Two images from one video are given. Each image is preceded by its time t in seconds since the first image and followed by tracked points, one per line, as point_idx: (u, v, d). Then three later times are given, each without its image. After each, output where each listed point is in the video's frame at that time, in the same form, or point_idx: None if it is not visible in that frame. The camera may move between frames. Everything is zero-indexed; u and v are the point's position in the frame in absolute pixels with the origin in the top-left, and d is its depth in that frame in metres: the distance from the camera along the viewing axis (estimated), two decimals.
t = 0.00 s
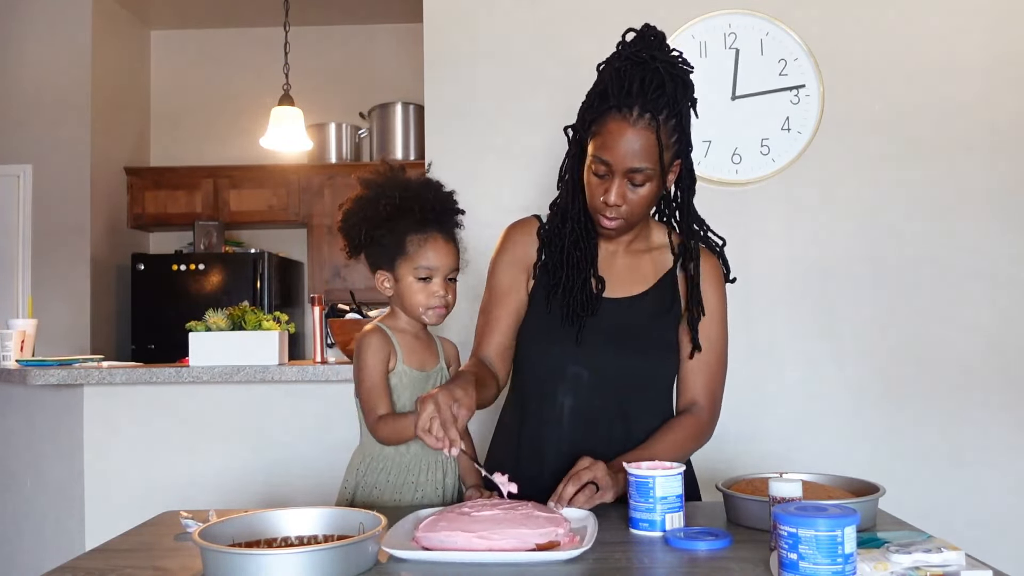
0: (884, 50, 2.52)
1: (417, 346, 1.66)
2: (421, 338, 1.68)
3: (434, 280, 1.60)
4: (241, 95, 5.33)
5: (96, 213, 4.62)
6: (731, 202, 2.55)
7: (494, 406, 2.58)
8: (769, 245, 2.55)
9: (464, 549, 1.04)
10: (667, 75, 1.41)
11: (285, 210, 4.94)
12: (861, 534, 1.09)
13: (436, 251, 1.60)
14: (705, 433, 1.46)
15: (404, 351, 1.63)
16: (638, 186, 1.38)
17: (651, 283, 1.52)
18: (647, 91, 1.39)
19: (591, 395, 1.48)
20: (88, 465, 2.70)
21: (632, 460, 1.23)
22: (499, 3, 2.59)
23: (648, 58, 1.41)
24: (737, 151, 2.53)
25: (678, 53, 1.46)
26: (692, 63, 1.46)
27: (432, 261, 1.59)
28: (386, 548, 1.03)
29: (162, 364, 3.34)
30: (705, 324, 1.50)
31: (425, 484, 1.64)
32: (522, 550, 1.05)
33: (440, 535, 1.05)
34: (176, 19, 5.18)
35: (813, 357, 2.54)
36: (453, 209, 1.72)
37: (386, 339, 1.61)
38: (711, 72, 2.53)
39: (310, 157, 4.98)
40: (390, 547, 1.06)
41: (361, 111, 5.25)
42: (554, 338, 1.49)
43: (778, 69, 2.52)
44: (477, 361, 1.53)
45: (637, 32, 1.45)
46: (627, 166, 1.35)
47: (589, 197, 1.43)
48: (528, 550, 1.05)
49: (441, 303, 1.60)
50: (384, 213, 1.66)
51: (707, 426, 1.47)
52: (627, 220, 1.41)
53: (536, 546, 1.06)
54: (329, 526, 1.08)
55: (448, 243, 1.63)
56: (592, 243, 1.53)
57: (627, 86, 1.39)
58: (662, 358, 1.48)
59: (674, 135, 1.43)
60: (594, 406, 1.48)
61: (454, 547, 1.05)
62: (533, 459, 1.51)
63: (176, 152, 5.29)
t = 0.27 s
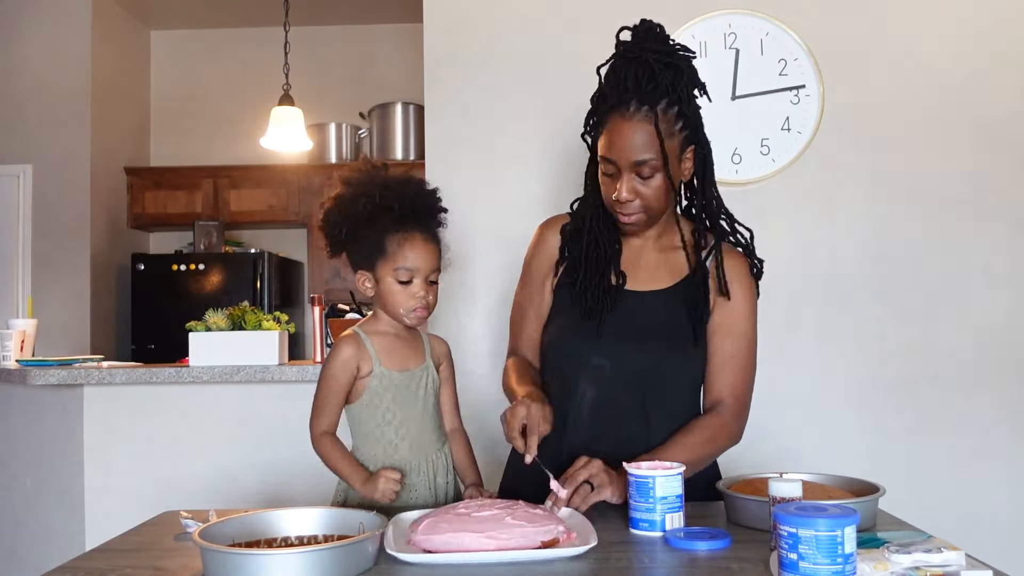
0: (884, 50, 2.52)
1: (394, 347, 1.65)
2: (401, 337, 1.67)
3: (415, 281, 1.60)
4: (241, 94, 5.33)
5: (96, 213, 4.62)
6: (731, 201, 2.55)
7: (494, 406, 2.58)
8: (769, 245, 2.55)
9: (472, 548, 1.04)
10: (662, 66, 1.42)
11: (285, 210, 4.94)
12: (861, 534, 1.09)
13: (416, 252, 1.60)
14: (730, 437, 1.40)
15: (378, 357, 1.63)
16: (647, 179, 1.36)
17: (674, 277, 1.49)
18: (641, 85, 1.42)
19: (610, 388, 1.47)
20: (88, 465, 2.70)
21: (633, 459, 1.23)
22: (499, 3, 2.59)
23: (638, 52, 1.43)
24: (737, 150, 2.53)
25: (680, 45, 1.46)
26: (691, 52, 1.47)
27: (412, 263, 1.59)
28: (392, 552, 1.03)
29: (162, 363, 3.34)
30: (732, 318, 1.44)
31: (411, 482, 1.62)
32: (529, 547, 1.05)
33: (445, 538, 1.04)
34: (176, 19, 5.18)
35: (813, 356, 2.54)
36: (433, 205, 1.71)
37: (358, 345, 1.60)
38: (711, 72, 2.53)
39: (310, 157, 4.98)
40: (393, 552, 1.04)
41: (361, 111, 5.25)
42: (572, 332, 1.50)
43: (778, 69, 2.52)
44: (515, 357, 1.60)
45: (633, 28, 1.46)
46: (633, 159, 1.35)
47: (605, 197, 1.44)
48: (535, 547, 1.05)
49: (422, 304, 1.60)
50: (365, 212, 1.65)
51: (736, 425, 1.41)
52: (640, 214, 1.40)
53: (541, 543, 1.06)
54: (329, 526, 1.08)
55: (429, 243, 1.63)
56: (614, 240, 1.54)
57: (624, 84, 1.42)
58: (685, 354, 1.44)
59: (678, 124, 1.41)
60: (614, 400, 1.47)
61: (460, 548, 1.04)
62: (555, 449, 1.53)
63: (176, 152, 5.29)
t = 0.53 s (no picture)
0: (884, 50, 2.52)
1: (385, 343, 1.69)
2: (399, 333, 1.70)
3: (404, 282, 1.59)
4: (241, 94, 5.33)
5: (96, 213, 4.62)
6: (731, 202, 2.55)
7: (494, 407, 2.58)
8: (769, 245, 2.55)
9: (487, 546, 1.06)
10: (640, 64, 1.45)
11: (285, 210, 4.94)
12: (861, 534, 1.09)
13: (404, 252, 1.59)
14: (742, 431, 1.39)
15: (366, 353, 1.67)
16: (632, 174, 1.40)
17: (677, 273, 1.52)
18: (624, 84, 1.44)
19: (617, 384, 1.50)
20: (88, 465, 2.70)
21: (633, 459, 1.23)
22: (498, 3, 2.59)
23: (622, 52, 1.47)
24: (738, 150, 2.53)
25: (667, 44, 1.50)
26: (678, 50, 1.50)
27: (400, 263, 1.58)
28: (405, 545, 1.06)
29: (162, 363, 3.34)
30: (734, 310, 1.46)
31: (405, 478, 1.64)
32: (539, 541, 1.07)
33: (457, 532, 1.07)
34: (176, 19, 5.18)
35: (813, 357, 2.54)
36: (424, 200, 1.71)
37: (347, 343, 1.67)
38: (711, 72, 2.53)
39: (310, 157, 4.98)
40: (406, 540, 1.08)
41: (360, 111, 5.25)
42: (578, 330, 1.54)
43: (778, 69, 2.52)
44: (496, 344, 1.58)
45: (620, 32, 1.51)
46: (615, 155, 1.39)
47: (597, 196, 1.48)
48: (547, 537, 1.08)
49: (414, 304, 1.60)
50: (353, 215, 1.66)
51: (747, 419, 1.41)
52: (634, 209, 1.43)
53: (553, 531, 1.09)
54: (329, 526, 1.08)
55: (417, 241, 1.62)
56: (615, 240, 1.58)
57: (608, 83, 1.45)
58: (689, 348, 1.47)
59: (664, 118, 1.45)
60: (620, 392, 1.49)
61: (476, 545, 1.06)
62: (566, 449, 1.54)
63: (176, 152, 5.29)
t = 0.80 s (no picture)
0: (884, 50, 2.52)
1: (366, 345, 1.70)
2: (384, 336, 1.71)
3: (358, 275, 1.60)
4: (241, 94, 5.33)
5: (96, 213, 4.62)
6: (731, 202, 2.55)
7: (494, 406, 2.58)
8: (770, 245, 2.55)
9: (480, 545, 1.05)
10: (652, 60, 1.45)
11: (285, 210, 4.94)
12: (861, 534, 1.09)
13: (361, 247, 1.60)
14: (719, 429, 1.45)
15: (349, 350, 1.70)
16: (635, 166, 1.40)
17: (666, 279, 1.54)
18: (632, 79, 1.44)
19: (612, 391, 1.49)
20: (88, 465, 2.70)
21: (632, 459, 1.23)
22: (498, 3, 2.59)
23: (631, 49, 1.46)
24: (738, 150, 2.53)
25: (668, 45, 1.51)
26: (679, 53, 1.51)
27: (357, 258, 1.60)
28: (404, 544, 1.06)
29: (161, 363, 3.34)
30: (717, 318, 1.51)
31: (400, 478, 1.64)
32: (537, 543, 1.05)
33: (455, 531, 1.06)
34: (176, 19, 5.18)
35: (813, 356, 2.54)
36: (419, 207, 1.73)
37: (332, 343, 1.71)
38: (711, 72, 2.53)
39: (310, 157, 4.98)
40: (404, 542, 1.07)
41: (360, 111, 5.25)
42: (572, 336, 1.52)
43: (778, 69, 2.52)
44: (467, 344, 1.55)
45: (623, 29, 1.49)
46: (621, 147, 1.39)
47: (592, 188, 1.46)
48: (543, 545, 1.06)
49: (364, 297, 1.60)
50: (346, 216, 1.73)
51: (724, 419, 1.47)
52: (631, 203, 1.43)
53: (551, 542, 1.06)
54: (329, 526, 1.08)
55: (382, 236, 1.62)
56: (603, 241, 1.56)
57: (615, 77, 1.45)
58: (679, 355, 1.50)
59: (666, 117, 1.46)
60: (616, 404, 1.49)
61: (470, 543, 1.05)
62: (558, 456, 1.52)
63: (176, 152, 5.29)
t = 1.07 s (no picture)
0: (884, 50, 2.52)
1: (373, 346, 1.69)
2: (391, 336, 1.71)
3: (373, 283, 1.59)
4: (241, 94, 5.34)
5: (96, 213, 4.62)
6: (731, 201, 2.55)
7: (494, 406, 2.57)
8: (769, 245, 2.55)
9: (481, 545, 1.05)
10: (712, 62, 1.43)
11: (285, 210, 4.94)
12: (861, 534, 1.09)
13: (373, 253, 1.59)
14: (751, 436, 1.45)
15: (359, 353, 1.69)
16: (688, 169, 1.39)
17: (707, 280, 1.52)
18: (693, 79, 1.42)
19: (642, 389, 1.51)
20: (88, 465, 2.70)
21: (632, 459, 1.23)
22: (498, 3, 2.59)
23: (693, 48, 1.45)
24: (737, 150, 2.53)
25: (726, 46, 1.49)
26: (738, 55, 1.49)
27: (370, 265, 1.59)
28: (404, 544, 1.06)
29: (162, 363, 3.34)
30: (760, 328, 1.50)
31: (399, 477, 1.64)
32: (538, 543, 1.06)
33: (455, 531, 1.06)
34: (176, 19, 5.18)
35: (812, 357, 2.54)
36: (418, 203, 1.71)
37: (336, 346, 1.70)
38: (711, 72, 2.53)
39: (310, 157, 4.98)
40: (403, 542, 1.07)
41: (361, 111, 5.25)
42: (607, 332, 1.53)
43: (778, 69, 2.52)
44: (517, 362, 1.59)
45: (682, 29, 1.48)
46: (676, 149, 1.38)
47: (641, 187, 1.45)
48: (543, 544, 1.06)
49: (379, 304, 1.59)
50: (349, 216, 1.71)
51: (755, 428, 1.46)
52: (681, 206, 1.42)
53: (551, 541, 1.06)
54: (329, 526, 1.08)
55: (393, 240, 1.61)
56: (643, 240, 1.55)
57: (674, 75, 1.43)
58: (717, 358, 1.50)
59: (723, 119, 1.44)
60: (648, 401, 1.51)
61: (471, 544, 1.05)
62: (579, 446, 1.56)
63: (176, 152, 5.29)
